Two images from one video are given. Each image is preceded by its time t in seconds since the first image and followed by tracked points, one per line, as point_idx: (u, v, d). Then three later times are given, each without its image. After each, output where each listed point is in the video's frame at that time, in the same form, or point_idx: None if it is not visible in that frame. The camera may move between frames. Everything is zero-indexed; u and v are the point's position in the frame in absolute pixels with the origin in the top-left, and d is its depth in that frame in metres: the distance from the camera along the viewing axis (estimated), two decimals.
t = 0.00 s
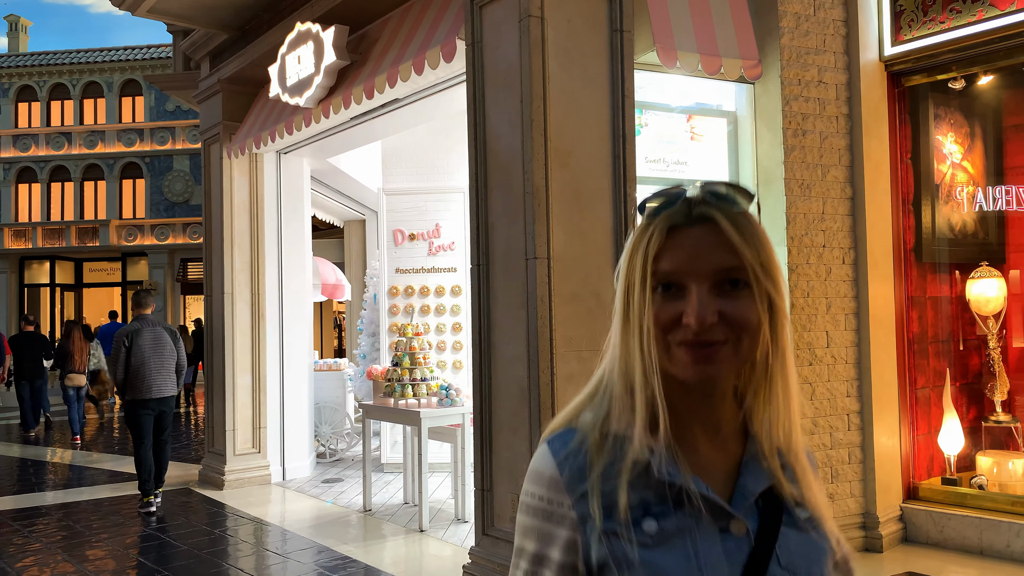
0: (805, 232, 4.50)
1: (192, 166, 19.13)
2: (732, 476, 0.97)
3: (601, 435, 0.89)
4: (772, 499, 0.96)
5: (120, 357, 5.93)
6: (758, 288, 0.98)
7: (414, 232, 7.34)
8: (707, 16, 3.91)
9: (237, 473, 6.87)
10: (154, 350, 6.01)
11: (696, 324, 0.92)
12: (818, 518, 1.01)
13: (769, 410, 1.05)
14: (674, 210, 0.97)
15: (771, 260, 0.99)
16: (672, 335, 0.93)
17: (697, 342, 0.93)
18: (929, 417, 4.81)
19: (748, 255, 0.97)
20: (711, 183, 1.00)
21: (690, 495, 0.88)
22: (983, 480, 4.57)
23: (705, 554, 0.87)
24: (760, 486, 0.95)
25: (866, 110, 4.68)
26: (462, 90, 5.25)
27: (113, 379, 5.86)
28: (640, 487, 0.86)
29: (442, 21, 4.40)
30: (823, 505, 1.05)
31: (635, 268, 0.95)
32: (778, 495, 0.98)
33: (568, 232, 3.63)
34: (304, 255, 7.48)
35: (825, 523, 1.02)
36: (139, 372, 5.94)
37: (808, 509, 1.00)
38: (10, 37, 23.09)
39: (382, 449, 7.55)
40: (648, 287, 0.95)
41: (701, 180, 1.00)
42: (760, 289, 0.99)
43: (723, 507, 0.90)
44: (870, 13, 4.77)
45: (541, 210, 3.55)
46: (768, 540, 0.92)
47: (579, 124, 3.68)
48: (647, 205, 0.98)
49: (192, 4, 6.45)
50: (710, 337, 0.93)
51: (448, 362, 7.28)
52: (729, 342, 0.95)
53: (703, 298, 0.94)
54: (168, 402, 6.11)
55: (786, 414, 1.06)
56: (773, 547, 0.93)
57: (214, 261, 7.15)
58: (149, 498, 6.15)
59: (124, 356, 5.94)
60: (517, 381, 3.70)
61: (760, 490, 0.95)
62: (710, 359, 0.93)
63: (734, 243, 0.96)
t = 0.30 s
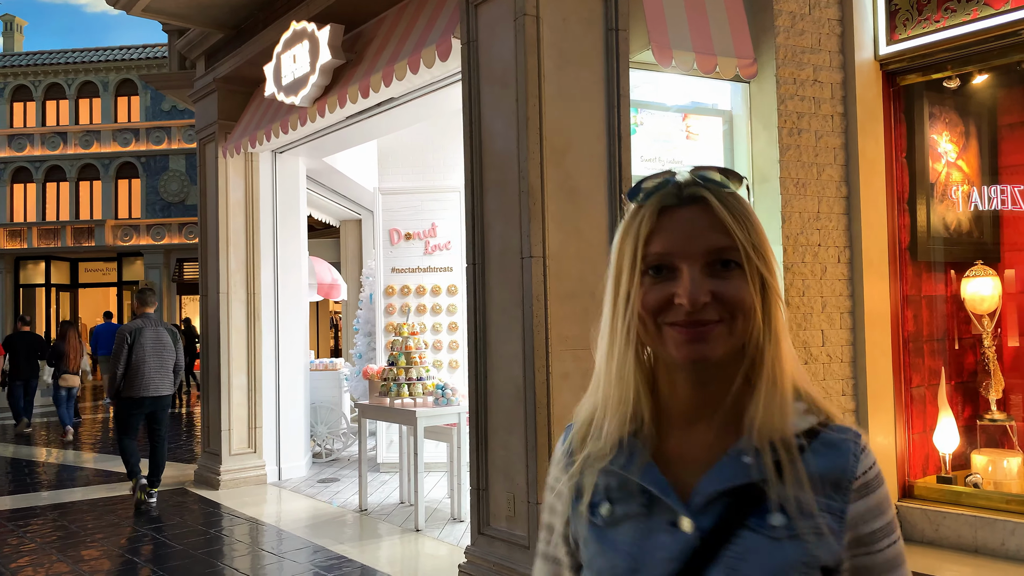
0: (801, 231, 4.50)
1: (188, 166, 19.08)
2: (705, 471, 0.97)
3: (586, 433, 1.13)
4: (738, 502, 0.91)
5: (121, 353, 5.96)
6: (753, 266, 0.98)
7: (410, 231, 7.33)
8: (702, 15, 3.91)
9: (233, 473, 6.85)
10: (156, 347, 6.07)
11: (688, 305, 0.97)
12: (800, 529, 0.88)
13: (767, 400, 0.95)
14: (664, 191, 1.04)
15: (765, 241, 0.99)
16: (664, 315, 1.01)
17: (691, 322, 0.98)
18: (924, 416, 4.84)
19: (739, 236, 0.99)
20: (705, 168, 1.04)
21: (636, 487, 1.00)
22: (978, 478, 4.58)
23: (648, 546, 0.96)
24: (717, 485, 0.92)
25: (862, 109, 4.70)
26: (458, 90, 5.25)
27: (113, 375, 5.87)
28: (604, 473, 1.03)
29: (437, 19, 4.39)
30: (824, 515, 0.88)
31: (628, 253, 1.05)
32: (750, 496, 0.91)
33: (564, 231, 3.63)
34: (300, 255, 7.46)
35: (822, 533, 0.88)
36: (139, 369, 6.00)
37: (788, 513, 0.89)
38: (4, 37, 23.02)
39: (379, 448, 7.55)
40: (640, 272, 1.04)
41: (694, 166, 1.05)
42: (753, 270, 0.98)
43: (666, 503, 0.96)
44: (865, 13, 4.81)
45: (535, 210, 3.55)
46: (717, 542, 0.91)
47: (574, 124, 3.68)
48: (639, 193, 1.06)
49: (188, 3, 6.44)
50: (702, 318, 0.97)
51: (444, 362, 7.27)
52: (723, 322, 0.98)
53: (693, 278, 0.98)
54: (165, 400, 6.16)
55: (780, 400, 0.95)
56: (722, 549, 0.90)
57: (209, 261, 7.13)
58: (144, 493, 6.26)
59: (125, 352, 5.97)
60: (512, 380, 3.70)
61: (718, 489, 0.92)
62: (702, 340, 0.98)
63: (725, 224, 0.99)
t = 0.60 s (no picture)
0: (793, 231, 4.51)
1: (181, 165, 19.02)
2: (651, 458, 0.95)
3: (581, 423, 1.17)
4: (660, 490, 0.88)
5: (115, 347, 6.00)
6: (716, 256, 0.91)
7: (404, 231, 7.33)
8: (695, 15, 3.92)
9: (226, 473, 6.84)
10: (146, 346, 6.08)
11: (648, 289, 0.93)
12: (699, 525, 0.82)
13: (709, 390, 0.87)
14: (633, 185, 1.01)
15: (732, 233, 0.93)
16: (628, 302, 0.97)
17: (651, 308, 0.93)
18: (916, 415, 4.84)
19: (703, 224, 0.92)
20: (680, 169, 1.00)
21: (593, 470, 1.02)
22: (969, 478, 4.60)
23: (591, 522, 0.98)
24: (645, 471, 0.90)
25: (854, 110, 4.71)
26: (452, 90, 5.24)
27: (107, 368, 5.90)
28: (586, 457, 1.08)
29: (430, 18, 4.39)
30: (728, 515, 0.80)
31: (599, 241, 1.02)
32: (668, 487, 0.87)
33: (556, 230, 3.63)
34: (293, 255, 7.45)
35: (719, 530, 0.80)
36: (130, 367, 6.02)
37: (694, 507, 0.83)
38: None
39: (372, 448, 7.54)
40: (611, 261, 1.02)
41: (668, 164, 1.00)
42: (716, 262, 0.92)
43: (609, 485, 0.97)
44: (857, 13, 4.80)
45: (529, 209, 3.55)
46: (629, 526, 0.90)
47: (567, 122, 3.68)
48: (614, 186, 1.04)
49: (180, 2, 6.41)
50: (660, 304, 0.92)
51: (438, 361, 7.27)
52: (684, 310, 0.91)
53: (655, 264, 0.94)
54: (156, 399, 6.15)
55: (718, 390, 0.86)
56: (633, 534, 0.89)
57: (203, 260, 7.11)
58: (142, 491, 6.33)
59: (118, 347, 6.01)
60: (505, 380, 3.70)
61: (641, 476, 0.90)
62: (664, 328, 0.92)
63: (689, 213, 0.94)
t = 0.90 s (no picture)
0: (784, 233, 4.52)
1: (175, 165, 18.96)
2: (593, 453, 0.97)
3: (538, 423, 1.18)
4: (593, 484, 0.90)
5: (99, 352, 5.99)
6: (663, 277, 0.93)
7: (398, 232, 7.33)
8: (687, 19, 3.93)
9: (220, 475, 6.82)
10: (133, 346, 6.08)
11: (598, 304, 0.95)
12: (621, 516, 0.84)
13: (643, 398, 0.89)
14: (590, 204, 1.02)
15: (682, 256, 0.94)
16: (579, 315, 0.98)
17: (599, 323, 0.95)
18: (908, 417, 4.87)
19: (653, 246, 0.94)
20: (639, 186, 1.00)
21: (543, 462, 1.05)
22: (960, 479, 4.62)
23: (537, 512, 1.01)
24: (581, 466, 0.93)
25: (845, 112, 4.73)
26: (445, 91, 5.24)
27: (92, 374, 5.89)
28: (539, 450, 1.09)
29: (423, 21, 4.39)
30: (643, 507, 0.82)
31: (556, 256, 1.03)
32: (600, 481, 0.89)
33: (548, 232, 3.63)
34: (287, 256, 7.45)
35: (637, 520, 0.82)
36: (118, 367, 6.04)
37: (618, 502, 0.85)
38: None
39: (365, 450, 7.54)
40: (566, 275, 1.02)
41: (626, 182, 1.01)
42: (663, 283, 0.93)
43: (553, 478, 1.00)
44: (849, 16, 4.82)
45: (521, 211, 3.55)
46: (565, 517, 0.93)
47: (559, 126, 3.69)
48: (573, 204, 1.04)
49: (173, 3, 6.40)
50: (608, 319, 0.94)
51: (431, 363, 7.27)
52: (628, 327, 0.93)
53: (606, 280, 0.95)
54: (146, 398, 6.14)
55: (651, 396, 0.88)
56: (569, 524, 0.92)
57: (195, 261, 7.09)
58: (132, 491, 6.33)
59: (102, 351, 6.00)
60: (497, 381, 3.70)
61: (579, 469, 0.93)
62: (609, 342, 0.94)
63: (640, 235, 0.95)
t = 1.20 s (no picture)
0: (778, 233, 4.53)
1: (169, 164, 18.89)
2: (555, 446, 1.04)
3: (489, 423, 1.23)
4: (562, 474, 0.96)
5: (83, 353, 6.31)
6: (619, 285, 1.02)
7: (392, 232, 7.32)
8: (681, 20, 3.94)
9: (213, 475, 6.80)
10: (115, 345, 6.38)
11: (562, 313, 1.02)
12: (598, 501, 0.91)
13: (607, 399, 0.97)
14: (547, 217, 1.08)
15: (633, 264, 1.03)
16: (543, 322, 1.05)
17: (562, 330, 1.03)
18: (900, 416, 4.89)
19: (609, 256, 1.02)
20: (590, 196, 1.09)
21: (503, 456, 1.09)
22: (952, 478, 4.65)
23: (502, 504, 1.05)
24: (549, 459, 0.99)
25: (839, 113, 4.74)
26: (439, 90, 5.23)
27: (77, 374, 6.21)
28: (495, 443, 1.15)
29: (418, 20, 4.38)
30: (622, 491, 0.90)
31: (517, 266, 1.09)
32: (569, 471, 0.95)
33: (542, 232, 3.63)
34: (280, 256, 7.44)
35: (616, 503, 0.90)
36: (102, 366, 6.34)
37: (591, 488, 0.92)
38: None
39: (359, 449, 7.53)
40: (528, 284, 1.09)
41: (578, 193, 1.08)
42: (619, 291, 1.02)
43: (516, 472, 1.05)
44: (842, 16, 4.84)
45: (516, 211, 3.55)
46: (538, 507, 0.97)
47: (553, 125, 3.69)
48: (530, 216, 1.10)
49: (167, 1, 6.38)
50: (572, 327, 1.02)
51: (426, 362, 7.26)
52: (590, 333, 1.02)
53: (568, 290, 1.03)
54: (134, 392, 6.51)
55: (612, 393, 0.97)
56: (541, 514, 0.97)
57: (189, 260, 7.06)
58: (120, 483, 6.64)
59: (85, 351, 6.31)
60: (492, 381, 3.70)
61: (547, 463, 0.99)
62: (572, 347, 1.03)
63: (598, 246, 1.03)
